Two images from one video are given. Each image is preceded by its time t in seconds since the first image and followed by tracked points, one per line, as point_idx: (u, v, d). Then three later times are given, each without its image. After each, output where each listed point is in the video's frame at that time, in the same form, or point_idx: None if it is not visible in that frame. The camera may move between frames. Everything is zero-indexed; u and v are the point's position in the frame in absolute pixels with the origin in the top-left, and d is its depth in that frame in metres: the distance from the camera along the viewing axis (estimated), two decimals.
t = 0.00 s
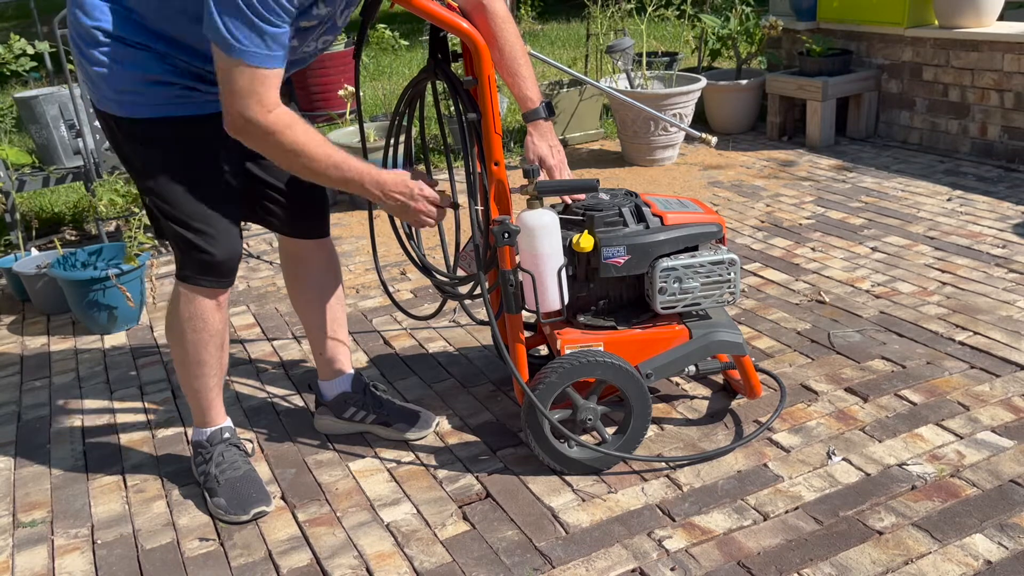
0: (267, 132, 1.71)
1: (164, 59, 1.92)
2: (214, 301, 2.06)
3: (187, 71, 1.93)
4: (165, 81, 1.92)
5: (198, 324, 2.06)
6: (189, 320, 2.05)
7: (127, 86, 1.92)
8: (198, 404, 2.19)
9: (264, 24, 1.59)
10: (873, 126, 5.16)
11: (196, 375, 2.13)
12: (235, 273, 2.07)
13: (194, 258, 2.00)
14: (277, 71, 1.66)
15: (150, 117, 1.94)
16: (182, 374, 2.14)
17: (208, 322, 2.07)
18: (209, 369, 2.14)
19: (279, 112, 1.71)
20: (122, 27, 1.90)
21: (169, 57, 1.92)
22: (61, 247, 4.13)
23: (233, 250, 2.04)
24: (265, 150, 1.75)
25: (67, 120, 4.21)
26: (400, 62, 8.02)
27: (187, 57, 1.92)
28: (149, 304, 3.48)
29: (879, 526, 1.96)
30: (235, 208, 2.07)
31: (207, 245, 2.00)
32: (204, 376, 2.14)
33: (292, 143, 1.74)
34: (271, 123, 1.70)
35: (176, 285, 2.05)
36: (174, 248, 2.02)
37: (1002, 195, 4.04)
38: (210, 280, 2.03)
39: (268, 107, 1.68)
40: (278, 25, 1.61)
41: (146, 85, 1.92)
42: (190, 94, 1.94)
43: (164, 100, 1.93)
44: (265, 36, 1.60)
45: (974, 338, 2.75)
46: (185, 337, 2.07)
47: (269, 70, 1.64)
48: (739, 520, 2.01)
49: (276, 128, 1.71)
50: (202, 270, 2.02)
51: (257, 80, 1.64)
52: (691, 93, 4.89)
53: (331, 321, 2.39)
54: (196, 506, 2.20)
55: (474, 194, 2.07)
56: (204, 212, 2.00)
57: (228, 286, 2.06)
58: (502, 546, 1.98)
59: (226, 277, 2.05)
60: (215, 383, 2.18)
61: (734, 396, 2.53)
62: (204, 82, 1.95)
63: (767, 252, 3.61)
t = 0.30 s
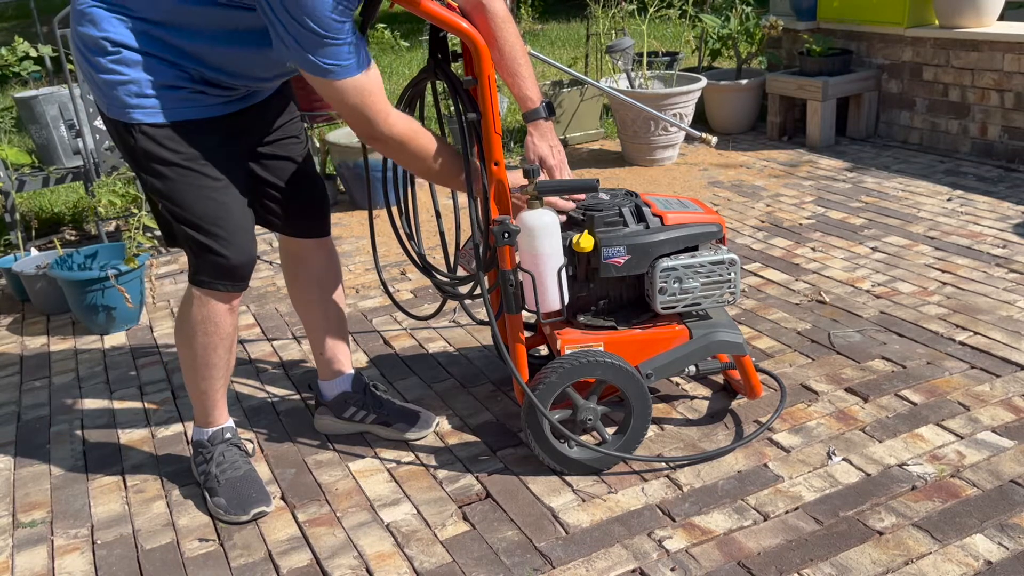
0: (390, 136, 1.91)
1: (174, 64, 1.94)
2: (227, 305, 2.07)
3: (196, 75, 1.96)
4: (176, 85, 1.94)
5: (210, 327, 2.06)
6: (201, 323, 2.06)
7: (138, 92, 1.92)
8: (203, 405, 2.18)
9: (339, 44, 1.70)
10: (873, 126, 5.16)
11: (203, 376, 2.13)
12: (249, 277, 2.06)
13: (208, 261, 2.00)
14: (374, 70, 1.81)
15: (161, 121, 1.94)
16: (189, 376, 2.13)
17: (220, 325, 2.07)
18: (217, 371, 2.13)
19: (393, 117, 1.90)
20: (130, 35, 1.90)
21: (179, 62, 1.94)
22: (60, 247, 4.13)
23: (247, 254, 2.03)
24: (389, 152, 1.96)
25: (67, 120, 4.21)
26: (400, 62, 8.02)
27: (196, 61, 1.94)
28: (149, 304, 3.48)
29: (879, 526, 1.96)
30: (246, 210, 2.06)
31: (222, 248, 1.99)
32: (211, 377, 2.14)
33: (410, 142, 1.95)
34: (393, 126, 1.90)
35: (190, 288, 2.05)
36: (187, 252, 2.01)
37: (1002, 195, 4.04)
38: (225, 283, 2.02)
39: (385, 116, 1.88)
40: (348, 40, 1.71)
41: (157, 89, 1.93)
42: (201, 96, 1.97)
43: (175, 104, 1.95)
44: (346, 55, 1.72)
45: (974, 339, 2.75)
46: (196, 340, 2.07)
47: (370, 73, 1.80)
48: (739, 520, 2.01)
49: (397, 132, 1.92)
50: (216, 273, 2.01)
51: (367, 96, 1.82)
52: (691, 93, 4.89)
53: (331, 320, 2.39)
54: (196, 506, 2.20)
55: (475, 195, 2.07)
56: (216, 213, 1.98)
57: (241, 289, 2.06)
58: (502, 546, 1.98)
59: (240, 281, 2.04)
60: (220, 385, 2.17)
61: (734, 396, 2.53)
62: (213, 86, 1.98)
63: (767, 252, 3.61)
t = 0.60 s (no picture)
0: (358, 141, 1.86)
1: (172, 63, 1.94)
2: (226, 304, 2.07)
3: (195, 75, 1.96)
4: (174, 85, 1.95)
5: (208, 326, 2.06)
6: (199, 322, 2.06)
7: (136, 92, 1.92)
8: (202, 405, 2.18)
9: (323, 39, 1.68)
10: (873, 126, 5.16)
11: (202, 376, 2.13)
12: (248, 276, 2.06)
13: (206, 261, 2.00)
14: (347, 73, 1.77)
15: (159, 120, 1.95)
16: (188, 376, 2.14)
17: (219, 324, 2.07)
18: (216, 371, 2.14)
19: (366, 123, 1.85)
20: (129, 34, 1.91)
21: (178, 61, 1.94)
22: (60, 246, 4.13)
23: (246, 254, 2.03)
24: (359, 158, 1.91)
25: (67, 120, 4.21)
26: (399, 62, 8.01)
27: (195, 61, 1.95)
28: (149, 304, 3.48)
29: (879, 526, 1.96)
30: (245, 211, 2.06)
31: (221, 248, 2.00)
32: (210, 377, 2.14)
33: (378, 145, 1.89)
34: (362, 132, 1.85)
35: (189, 287, 2.05)
36: (185, 252, 2.01)
37: (1002, 195, 4.04)
38: (224, 283, 2.02)
39: (353, 117, 1.82)
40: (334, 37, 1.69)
41: (156, 89, 1.94)
42: (200, 95, 1.97)
43: (173, 103, 1.95)
44: (328, 49, 1.70)
45: (974, 339, 2.75)
46: (195, 339, 2.07)
47: (341, 74, 1.76)
48: (739, 520, 2.01)
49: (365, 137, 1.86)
50: (215, 273, 2.01)
51: (338, 97, 1.77)
52: (691, 93, 4.89)
53: (330, 320, 2.39)
54: (196, 506, 2.20)
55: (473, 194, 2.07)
56: (215, 214, 1.99)
57: (239, 289, 2.06)
58: (502, 546, 1.98)
59: (238, 280, 2.04)
60: (220, 385, 2.17)
61: (734, 396, 2.53)
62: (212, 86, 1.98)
63: (767, 252, 3.61)
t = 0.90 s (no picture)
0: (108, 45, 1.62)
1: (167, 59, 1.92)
2: (212, 299, 2.06)
3: (191, 71, 1.94)
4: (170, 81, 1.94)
5: (196, 323, 2.06)
6: (186, 319, 2.06)
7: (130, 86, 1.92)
8: (198, 403, 2.19)
9: None
10: (873, 126, 5.16)
11: (194, 374, 2.13)
12: (234, 272, 2.07)
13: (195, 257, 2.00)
14: (162, 6, 1.64)
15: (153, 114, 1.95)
16: (180, 373, 2.14)
17: (206, 321, 2.07)
18: (209, 369, 2.14)
19: (130, 33, 1.62)
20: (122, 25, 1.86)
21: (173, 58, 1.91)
22: (60, 246, 4.13)
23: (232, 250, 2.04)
24: (101, 66, 1.65)
25: (67, 120, 4.22)
26: (400, 62, 8.02)
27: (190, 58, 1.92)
28: (148, 304, 3.48)
29: (879, 526, 1.96)
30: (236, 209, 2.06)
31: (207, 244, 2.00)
32: (202, 375, 2.14)
33: (128, 61, 1.64)
34: (115, 37, 1.61)
35: (175, 283, 2.05)
36: (173, 248, 2.02)
37: (1002, 195, 4.04)
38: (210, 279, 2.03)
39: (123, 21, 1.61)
40: None
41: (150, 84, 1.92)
42: (194, 92, 1.97)
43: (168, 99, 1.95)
44: None
45: (974, 339, 2.75)
46: (183, 336, 2.08)
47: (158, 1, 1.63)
48: (739, 520, 2.01)
49: (117, 44, 1.62)
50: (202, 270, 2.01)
51: None
52: (691, 93, 4.89)
53: (330, 320, 2.39)
54: (196, 506, 2.20)
55: (474, 193, 2.07)
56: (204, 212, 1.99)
57: (226, 285, 2.06)
58: (502, 546, 1.98)
59: (225, 277, 2.05)
60: (213, 383, 2.17)
61: (734, 396, 2.53)
62: (207, 82, 1.97)
63: (767, 252, 3.61)
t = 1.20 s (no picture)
0: None
1: (161, 55, 1.93)
2: (200, 297, 2.07)
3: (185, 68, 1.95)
4: (162, 77, 1.93)
5: (186, 320, 2.06)
6: (177, 316, 2.05)
7: (121, 81, 1.91)
8: (193, 402, 2.19)
9: None
10: (873, 126, 5.16)
11: (187, 372, 2.13)
12: (222, 271, 2.05)
13: (182, 256, 1.98)
14: None
15: (141, 111, 1.92)
16: (174, 371, 2.13)
17: (197, 318, 2.07)
18: (201, 368, 2.14)
19: None
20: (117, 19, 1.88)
21: (168, 54, 1.92)
22: (61, 246, 4.13)
23: (219, 248, 2.02)
24: None
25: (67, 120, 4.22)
26: (400, 62, 8.02)
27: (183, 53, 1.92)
28: (148, 303, 3.48)
29: (879, 526, 1.96)
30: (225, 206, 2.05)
31: (195, 242, 1.98)
32: (195, 373, 2.13)
33: None
34: None
35: (164, 282, 2.04)
36: (161, 245, 2.00)
37: (1002, 195, 4.04)
38: (196, 276, 2.01)
39: None
40: None
41: (141, 80, 1.91)
42: (185, 90, 1.95)
43: (158, 96, 1.93)
44: None
45: (974, 339, 2.75)
46: (175, 334, 2.07)
47: None
48: (739, 520, 2.01)
49: None
50: (190, 267, 2.00)
51: None
52: (691, 93, 4.89)
53: (330, 320, 2.39)
54: (196, 506, 2.20)
55: (474, 193, 2.07)
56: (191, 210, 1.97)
57: (215, 282, 2.05)
58: (502, 546, 1.98)
59: (211, 274, 2.03)
60: (207, 382, 2.17)
61: (734, 396, 2.53)
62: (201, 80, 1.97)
63: (767, 252, 3.61)
